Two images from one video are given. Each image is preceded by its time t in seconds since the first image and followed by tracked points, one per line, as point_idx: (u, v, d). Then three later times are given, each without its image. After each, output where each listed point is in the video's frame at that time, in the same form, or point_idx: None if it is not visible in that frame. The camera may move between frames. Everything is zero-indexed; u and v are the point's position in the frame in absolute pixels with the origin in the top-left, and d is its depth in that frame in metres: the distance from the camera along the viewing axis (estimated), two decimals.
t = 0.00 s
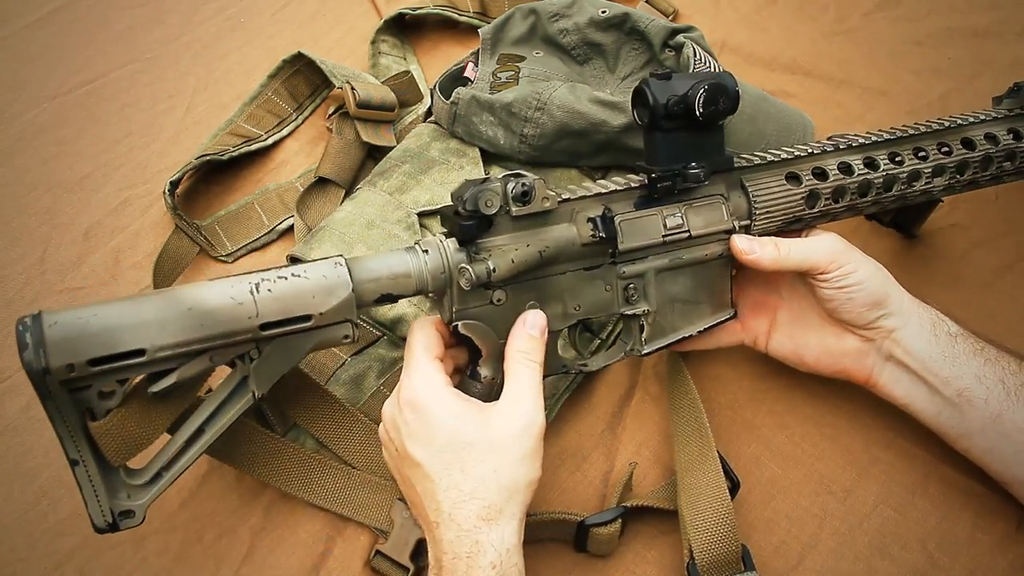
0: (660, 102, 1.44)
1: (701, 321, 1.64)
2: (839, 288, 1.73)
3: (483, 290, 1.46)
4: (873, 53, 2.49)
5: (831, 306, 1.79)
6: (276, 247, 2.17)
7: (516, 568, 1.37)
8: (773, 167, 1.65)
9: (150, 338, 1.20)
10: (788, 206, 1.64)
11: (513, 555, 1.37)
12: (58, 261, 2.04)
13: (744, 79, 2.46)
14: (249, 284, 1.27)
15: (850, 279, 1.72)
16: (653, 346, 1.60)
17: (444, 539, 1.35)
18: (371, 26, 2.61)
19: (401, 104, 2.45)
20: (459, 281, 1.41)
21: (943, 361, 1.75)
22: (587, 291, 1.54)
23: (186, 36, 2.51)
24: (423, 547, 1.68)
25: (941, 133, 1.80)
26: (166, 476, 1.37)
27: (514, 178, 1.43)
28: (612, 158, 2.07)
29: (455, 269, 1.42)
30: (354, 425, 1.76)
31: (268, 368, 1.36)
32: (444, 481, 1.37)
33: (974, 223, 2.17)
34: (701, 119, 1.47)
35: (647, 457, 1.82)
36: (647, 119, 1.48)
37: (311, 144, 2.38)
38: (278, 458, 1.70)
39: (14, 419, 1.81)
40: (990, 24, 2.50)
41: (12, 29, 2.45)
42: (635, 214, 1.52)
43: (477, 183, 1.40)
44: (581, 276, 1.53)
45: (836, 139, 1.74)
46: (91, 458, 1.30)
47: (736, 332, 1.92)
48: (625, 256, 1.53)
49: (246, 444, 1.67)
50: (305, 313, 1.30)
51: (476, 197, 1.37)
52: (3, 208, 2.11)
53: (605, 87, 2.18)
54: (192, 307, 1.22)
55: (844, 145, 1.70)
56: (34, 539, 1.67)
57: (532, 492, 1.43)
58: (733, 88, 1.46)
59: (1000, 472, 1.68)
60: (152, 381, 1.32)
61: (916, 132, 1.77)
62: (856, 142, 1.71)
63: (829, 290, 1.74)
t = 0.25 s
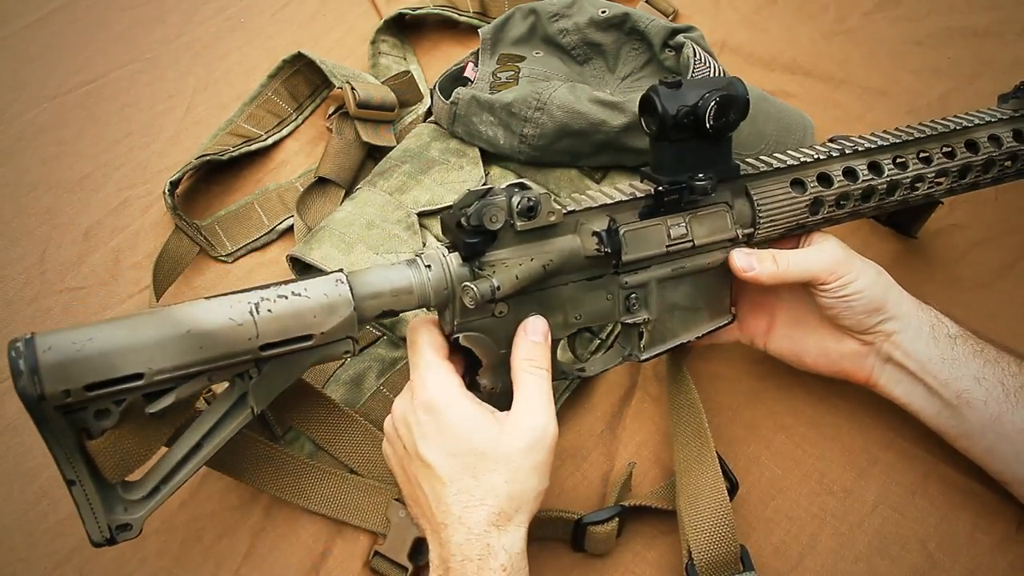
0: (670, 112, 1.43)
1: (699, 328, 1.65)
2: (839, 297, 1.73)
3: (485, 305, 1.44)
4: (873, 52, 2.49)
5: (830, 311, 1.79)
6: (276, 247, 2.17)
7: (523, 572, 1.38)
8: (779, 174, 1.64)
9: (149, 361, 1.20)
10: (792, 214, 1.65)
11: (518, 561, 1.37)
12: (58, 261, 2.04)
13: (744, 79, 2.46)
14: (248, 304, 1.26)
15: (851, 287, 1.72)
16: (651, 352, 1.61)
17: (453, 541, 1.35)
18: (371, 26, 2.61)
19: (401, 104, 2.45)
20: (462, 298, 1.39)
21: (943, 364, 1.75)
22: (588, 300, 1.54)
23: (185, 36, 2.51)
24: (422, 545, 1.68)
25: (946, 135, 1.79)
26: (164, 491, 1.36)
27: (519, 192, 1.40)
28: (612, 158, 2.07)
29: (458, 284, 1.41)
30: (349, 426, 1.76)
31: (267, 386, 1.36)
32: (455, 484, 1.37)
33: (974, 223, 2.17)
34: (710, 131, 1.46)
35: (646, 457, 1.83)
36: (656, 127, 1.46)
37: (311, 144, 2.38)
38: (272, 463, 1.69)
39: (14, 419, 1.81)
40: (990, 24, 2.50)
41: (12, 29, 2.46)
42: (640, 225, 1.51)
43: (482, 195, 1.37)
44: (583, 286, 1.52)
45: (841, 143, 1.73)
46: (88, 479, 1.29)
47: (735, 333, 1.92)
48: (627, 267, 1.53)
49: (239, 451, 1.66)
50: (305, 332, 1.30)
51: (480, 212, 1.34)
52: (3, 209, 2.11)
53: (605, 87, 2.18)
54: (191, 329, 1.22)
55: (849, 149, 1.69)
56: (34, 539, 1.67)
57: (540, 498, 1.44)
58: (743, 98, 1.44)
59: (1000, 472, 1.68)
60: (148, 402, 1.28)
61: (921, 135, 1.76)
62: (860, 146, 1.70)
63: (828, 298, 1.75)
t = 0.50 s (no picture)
0: (677, 119, 1.41)
1: (692, 332, 1.67)
2: (833, 301, 1.74)
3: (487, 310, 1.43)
4: (872, 53, 2.49)
5: (823, 317, 1.79)
6: (276, 247, 2.17)
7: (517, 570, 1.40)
8: (778, 182, 1.63)
9: (145, 364, 1.18)
10: (789, 222, 1.64)
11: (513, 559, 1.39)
12: (58, 262, 2.04)
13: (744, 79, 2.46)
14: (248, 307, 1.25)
15: (844, 292, 1.72)
16: (645, 356, 1.62)
17: (446, 543, 1.37)
18: (371, 26, 2.62)
19: (401, 104, 2.45)
20: (466, 305, 1.38)
21: (938, 369, 1.75)
22: (587, 305, 1.53)
23: (186, 36, 2.51)
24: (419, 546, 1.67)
25: (941, 146, 1.79)
26: (156, 492, 1.35)
27: (524, 197, 1.38)
28: (612, 158, 2.07)
29: (461, 291, 1.40)
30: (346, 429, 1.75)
31: (263, 388, 1.35)
32: (446, 487, 1.38)
33: (973, 223, 2.17)
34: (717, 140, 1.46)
35: (646, 457, 1.83)
36: (661, 133, 1.44)
37: (311, 144, 2.38)
38: (267, 468, 1.67)
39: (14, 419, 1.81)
40: (989, 24, 2.50)
41: (12, 30, 2.46)
42: (642, 230, 1.50)
43: (486, 201, 1.35)
44: (581, 291, 1.51)
45: (837, 152, 1.73)
46: (78, 482, 1.27)
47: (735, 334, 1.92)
48: (627, 272, 1.52)
49: (235, 457, 1.64)
50: (304, 336, 1.29)
51: (486, 217, 1.32)
52: (3, 209, 2.11)
53: (605, 87, 2.18)
54: (189, 333, 1.20)
55: (846, 159, 1.69)
56: (34, 539, 1.67)
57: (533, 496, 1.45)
58: (748, 108, 1.44)
59: (999, 478, 1.68)
60: (141, 405, 1.25)
61: (915, 145, 1.76)
62: (857, 156, 1.70)
63: (821, 302, 1.75)
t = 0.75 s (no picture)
0: (678, 119, 1.42)
1: (698, 331, 1.66)
2: (840, 299, 1.73)
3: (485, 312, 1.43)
4: (872, 52, 2.49)
5: (830, 314, 1.78)
6: (276, 247, 2.17)
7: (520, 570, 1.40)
8: (784, 180, 1.63)
9: (144, 372, 1.19)
10: (796, 220, 1.64)
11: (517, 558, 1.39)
12: (58, 262, 2.04)
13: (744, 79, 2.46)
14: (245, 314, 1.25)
15: (852, 289, 1.71)
16: (650, 356, 1.61)
17: (449, 542, 1.37)
18: (371, 26, 2.62)
19: (401, 104, 2.45)
20: (462, 309, 1.38)
21: (944, 368, 1.75)
22: (590, 305, 1.53)
23: (186, 36, 2.51)
24: (420, 545, 1.67)
25: (955, 138, 1.78)
26: (159, 496, 1.36)
27: (522, 199, 1.38)
28: (612, 158, 2.07)
29: (458, 294, 1.40)
30: (346, 428, 1.75)
31: (264, 394, 1.35)
32: (450, 486, 1.38)
33: (973, 223, 2.17)
34: (718, 139, 1.46)
35: (646, 457, 1.82)
36: (662, 133, 1.44)
37: (311, 144, 2.38)
38: (267, 468, 1.67)
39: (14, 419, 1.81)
40: (989, 24, 2.50)
41: (12, 30, 2.46)
42: (642, 231, 1.50)
43: (484, 204, 1.35)
44: (582, 292, 1.51)
45: (847, 146, 1.72)
46: (83, 486, 1.28)
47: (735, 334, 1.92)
48: (629, 272, 1.52)
49: (236, 457, 1.64)
50: (301, 342, 1.29)
51: (482, 220, 1.32)
52: (3, 209, 2.11)
53: (605, 87, 2.18)
54: (186, 341, 1.21)
55: (856, 154, 1.69)
56: (34, 539, 1.67)
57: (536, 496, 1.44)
58: (752, 106, 1.44)
59: (1002, 475, 1.68)
60: (142, 411, 1.26)
61: (930, 139, 1.75)
62: (868, 151, 1.69)
63: (829, 300, 1.74)
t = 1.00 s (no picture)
0: (674, 116, 1.42)
1: (702, 332, 1.65)
2: (842, 297, 1.72)
3: (486, 310, 1.43)
4: (872, 53, 2.49)
5: (831, 314, 1.77)
6: (276, 247, 2.17)
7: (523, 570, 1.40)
8: (784, 178, 1.63)
9: (147, 368, 1.19)
10: (798, 218, 1.64)
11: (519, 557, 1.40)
12: (57, 262, 2.04)
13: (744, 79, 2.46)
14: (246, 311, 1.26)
15: (854, 288, 1.70)
16: (654, 357, 1.60)
17: (453, 541, 1.37)
18: (371, 26, 2.62)
19: (401, 104, 2.45)
20: (462, 306, 1.38)
21: (946, 374, 1.74)
22: (591, 304, 1.53)
23: (186, 36, 2.51)
24: (420, 545, 1.67)
25: (959, 135, 1.79)
26: (165, 494, 1.35)
27: (519, 198, 1.38)
28: (612, 158, 2.07)
29: (458, 291, 1.40)
30: (347, 427, 1.75)
31: (267, 391, 1.35)
32: (454, 485, 1.38)
33: (973, 223, 2.17)
34: (715, 136, 1.46)
35: (646, 457, 1.82)
36: (658, 131, 1.45)
37: (311, 144, 2.38)
38: (267, 468, 1.68)
39: (13, 419, 1.81)
40: (990, 24, 2.50)
41: (12, 30, 2.45)
42: (642, 229, 1.49)
43: (481, 203, 1.36)
44: (584, 291, 1.51)
45: (844, 147, 1.72)
46: (88, 483, 1.28)
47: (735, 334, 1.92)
48: (630, 271, 1.52)
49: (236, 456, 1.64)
50: (303, 338, 1.29)
51: (480, 218, 1.33)
52: (3, 209, 2.11)
53: (605, 87, 2.18)
54: (188, 336, 1.21)
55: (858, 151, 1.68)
56: (33, 538, 1.67)
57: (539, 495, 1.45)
58: (748, 103, 1.45)
59: (1003, 486, 1.68)
60: (146, 407, 1.27)
61: (932, 137, 1.75)
62: (870, 149, 1.69)
63: (831, 297, 1.73)
